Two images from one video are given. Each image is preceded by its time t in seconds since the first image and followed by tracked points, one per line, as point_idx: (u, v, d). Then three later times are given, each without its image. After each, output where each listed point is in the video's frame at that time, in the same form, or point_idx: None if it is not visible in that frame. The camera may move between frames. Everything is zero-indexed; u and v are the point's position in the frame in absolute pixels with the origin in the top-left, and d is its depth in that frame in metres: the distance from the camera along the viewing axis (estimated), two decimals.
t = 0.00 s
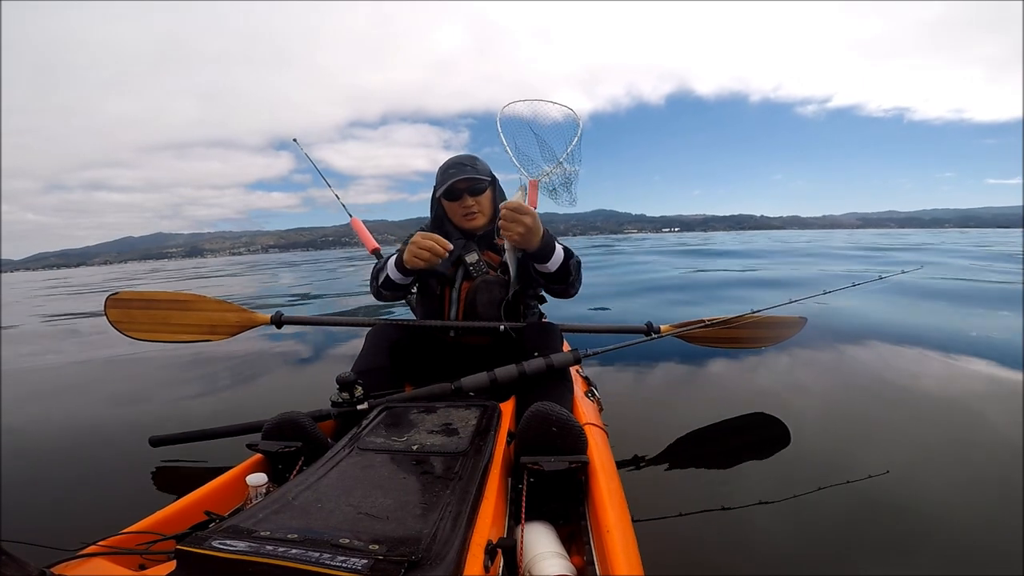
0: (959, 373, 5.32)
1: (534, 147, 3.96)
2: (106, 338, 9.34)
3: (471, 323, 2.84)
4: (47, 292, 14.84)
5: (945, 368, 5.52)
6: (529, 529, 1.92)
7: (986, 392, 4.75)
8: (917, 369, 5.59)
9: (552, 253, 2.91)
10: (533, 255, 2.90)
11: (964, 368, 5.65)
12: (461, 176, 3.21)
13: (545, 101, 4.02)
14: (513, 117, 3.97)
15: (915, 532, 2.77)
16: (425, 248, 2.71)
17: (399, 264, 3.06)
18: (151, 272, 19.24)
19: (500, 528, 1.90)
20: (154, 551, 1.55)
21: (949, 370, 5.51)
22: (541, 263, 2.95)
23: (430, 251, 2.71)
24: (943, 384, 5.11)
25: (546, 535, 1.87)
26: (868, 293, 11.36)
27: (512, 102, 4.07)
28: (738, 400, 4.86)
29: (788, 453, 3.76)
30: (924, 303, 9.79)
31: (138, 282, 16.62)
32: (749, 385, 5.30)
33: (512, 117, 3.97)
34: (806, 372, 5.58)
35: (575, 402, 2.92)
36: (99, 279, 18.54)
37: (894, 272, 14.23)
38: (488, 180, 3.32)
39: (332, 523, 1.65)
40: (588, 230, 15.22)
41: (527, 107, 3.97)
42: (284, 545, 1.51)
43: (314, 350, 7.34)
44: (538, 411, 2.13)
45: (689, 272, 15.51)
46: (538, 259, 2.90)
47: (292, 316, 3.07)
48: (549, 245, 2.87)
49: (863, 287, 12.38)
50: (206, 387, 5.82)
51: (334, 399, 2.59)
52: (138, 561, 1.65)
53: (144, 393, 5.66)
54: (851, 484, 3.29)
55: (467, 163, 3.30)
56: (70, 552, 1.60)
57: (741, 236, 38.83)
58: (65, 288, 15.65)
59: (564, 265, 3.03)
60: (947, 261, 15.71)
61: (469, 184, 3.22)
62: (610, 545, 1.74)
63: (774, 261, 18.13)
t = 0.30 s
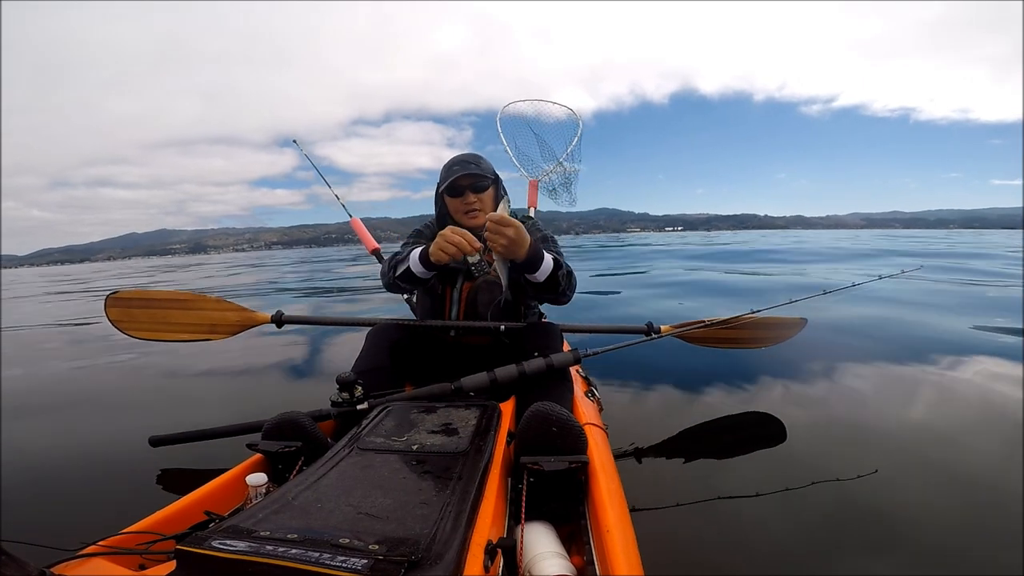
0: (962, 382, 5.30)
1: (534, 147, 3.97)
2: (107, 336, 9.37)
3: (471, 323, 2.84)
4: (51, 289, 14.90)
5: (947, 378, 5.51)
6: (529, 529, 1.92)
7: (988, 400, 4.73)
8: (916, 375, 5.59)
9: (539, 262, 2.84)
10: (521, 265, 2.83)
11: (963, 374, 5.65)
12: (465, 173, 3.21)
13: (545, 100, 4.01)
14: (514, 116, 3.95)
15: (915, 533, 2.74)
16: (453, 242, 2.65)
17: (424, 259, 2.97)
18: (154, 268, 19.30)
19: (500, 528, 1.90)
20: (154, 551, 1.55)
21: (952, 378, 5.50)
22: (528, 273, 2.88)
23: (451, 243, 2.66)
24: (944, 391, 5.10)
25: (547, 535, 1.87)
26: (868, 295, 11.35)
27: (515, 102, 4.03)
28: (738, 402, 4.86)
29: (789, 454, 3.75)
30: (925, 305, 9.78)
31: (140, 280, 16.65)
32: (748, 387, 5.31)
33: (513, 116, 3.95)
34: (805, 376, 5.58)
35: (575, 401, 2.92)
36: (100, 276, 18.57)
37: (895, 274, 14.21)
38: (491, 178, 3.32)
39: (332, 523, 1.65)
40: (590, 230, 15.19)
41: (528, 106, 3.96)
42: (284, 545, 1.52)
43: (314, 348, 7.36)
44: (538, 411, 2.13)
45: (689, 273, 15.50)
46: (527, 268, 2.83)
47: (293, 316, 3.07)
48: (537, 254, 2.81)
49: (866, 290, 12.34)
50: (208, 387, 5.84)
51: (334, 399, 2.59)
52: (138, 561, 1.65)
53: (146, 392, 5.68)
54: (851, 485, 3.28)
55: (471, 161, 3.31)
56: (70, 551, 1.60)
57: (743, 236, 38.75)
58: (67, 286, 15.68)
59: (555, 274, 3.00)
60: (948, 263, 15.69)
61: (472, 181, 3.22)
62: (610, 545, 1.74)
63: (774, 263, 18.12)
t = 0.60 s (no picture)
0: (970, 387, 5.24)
1: (535, 146, 3.96)
2: (109, 333, 9.41)
3: (473, 320, 2.83)
4: (55, 285, 14.97)
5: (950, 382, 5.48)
6: (529, 527, 1.91)
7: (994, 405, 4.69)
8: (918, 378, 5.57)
9: (543, 262, 2.83)
10: (524, 266, 2.81)
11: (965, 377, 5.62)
12: (471, 170, 3.20)
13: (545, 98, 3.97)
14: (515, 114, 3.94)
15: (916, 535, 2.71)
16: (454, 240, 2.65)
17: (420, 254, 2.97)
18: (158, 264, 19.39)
19: (501, 526, 1.89)
20: (154, 550, 1.55)
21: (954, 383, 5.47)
22: (533, 275, 2.87)
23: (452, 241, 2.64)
24: (948, 395, 5.07)
25: (547, 533, 1.86)
26: (871, 297, 11.31)
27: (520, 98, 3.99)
28: (738, 403, 4.85)
29: (790, 454, 3.73)
30: (927, 308, 9.74)
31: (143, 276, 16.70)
32: (749, 388, 5.29)
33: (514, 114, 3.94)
34: (807, 378, 5.56)
35: (575, 399, 2.91)
36: (104, 272, 18.62)
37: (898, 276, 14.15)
38: (497, 177, 3.30)
39: (332, 521, 1.64)
40: (592, 229, 15.17)
41: (528, 104, 3.96)
42: (284, 543, 1.51)
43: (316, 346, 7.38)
44: (539, 409, 2.11)
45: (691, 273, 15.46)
46: (531, 269, 2.81)
47: (293, 314, 3.07)
48: (540, 256, 2.80)
49: (870, 292, 12.29)
50: (211, 385, 5.85)
51: (334, 397, 2.58)
52: (139, 560, 1.65)
53: (148, 390, 5.70)
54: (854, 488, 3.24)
55: (478, 158, 3.29)
56: (70, 550, 1.60)
57: (746, 237, 38.62)
58: (70, 281, 15.73)
59: (560, 276, 2.99)
60: (951, 265, 15.62)
61: (478, 179, 3.21)
62: (610, 543, 1.73)
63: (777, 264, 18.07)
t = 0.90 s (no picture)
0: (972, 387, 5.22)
1: (535, 144, 3.96)
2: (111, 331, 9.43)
3: (472, 318, 2.83)
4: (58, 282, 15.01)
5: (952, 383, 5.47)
6: (530, 525, 1.91)
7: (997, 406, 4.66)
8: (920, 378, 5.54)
9: (537, 266, 2.87)
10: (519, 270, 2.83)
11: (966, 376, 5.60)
12: (472, 168, 3.20)
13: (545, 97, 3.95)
14: (514, 112, 3.93)
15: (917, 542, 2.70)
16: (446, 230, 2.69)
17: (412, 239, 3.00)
18: (161, 262, 19.45)
19: (501, 524, 1.88)
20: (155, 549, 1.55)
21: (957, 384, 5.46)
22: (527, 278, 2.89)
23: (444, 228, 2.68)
24: (951, 395, 5.05)
25: (547, 531, 1.85)
26: (873, 298, 11.27)
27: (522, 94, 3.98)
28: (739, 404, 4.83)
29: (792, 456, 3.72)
30: (929, 309, 9.72)
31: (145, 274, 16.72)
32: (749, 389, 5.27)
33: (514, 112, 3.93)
34: (807, 378, 5.54)
35: (576, 398, 2.90)
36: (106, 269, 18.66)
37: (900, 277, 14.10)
38: (498, 176, 3.30)
39: (332, 519, 1.64)
40: (594, 229, 15.14)
41: (527, 102, 3.95)
42: (284, 541, 1.51)
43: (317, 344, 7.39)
44: (539, 407, 2.11)
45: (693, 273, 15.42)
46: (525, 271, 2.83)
47: (293, 312, 3.07)
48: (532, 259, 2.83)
49: (872, 292, 12.27)
50: (214, 382, 5.88)
51: (335, 395, 2.58)
52: (139, 558, 1.65)
53: (149, 387, 5.71)
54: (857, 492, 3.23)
55: (479, 157, 3.28)
56: (70, 548, 1.60)
57: (748, 237, 38.54)
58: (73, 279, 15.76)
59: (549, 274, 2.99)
60: (953, 266, 15.57)
61: (479, 178, 3.21)
62: (610, 541, 1.71)
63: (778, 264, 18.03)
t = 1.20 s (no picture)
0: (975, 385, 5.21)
1: (537, 142, 3.97)
2: (113, 330, 9.45)
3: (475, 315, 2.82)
4: (62, 281, 15.08)
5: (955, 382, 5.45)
6: (531, 522, 1.90)
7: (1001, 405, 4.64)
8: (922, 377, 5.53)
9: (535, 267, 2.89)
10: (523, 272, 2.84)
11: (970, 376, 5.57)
12: (475, 165, 3.19)
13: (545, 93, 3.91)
14: (517, 111, 3.91)
15: (914, 536, 2.70)
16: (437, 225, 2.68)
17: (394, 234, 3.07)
18: (163, 261, 19.51)
19: (502, 521, 1.87)
20: (157, 546, 1.55)
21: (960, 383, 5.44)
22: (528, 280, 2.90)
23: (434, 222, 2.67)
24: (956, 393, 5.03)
25: (549, 528, 1.85)
26: (875, 297, 11.26)
27: (523, 93, 3.95)
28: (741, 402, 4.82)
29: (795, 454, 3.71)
30: (931, 308, 9.70)
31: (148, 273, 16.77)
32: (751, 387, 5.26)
33: (516, 111, 3.90)
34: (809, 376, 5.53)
35: (578, 395, 2.91)
36: (110, 268, 18.72)
37: (902, 277, 14.08)
38: (500, 173, 3.30)
39: (335, 516, 1.64)
40: (596, 228, 15.15)
41: (529, 99, 3.90)
42: (287, 538, 1.51)
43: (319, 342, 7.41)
44: (541, 404, 2.10)
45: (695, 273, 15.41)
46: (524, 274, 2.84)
47: (295, 309, 3.07)
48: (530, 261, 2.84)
49: (873, 292, 12.28)
50: (217, 380, 5.89)
51: (337, 392, 2.58)
52: (141, 555, 1.66)
53: (152, 386, 5.73)
54: (859, 487, 3.23)
55: (481, 153, 3.28)
56: (73, 545, 1.60)
57: (750, 237, 38.49)
58: (76, 278, 15.82)
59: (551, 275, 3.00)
60: (956, 266, 15.54)
61: (481, 174, 3.21)
62: (612, 538, 1.71)
63: (780, 264, 18.01)
